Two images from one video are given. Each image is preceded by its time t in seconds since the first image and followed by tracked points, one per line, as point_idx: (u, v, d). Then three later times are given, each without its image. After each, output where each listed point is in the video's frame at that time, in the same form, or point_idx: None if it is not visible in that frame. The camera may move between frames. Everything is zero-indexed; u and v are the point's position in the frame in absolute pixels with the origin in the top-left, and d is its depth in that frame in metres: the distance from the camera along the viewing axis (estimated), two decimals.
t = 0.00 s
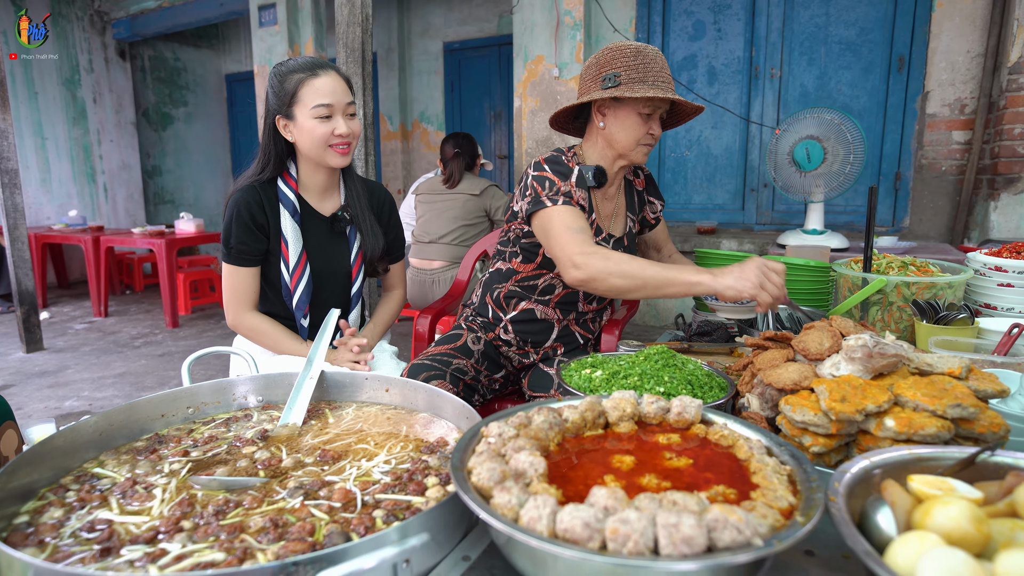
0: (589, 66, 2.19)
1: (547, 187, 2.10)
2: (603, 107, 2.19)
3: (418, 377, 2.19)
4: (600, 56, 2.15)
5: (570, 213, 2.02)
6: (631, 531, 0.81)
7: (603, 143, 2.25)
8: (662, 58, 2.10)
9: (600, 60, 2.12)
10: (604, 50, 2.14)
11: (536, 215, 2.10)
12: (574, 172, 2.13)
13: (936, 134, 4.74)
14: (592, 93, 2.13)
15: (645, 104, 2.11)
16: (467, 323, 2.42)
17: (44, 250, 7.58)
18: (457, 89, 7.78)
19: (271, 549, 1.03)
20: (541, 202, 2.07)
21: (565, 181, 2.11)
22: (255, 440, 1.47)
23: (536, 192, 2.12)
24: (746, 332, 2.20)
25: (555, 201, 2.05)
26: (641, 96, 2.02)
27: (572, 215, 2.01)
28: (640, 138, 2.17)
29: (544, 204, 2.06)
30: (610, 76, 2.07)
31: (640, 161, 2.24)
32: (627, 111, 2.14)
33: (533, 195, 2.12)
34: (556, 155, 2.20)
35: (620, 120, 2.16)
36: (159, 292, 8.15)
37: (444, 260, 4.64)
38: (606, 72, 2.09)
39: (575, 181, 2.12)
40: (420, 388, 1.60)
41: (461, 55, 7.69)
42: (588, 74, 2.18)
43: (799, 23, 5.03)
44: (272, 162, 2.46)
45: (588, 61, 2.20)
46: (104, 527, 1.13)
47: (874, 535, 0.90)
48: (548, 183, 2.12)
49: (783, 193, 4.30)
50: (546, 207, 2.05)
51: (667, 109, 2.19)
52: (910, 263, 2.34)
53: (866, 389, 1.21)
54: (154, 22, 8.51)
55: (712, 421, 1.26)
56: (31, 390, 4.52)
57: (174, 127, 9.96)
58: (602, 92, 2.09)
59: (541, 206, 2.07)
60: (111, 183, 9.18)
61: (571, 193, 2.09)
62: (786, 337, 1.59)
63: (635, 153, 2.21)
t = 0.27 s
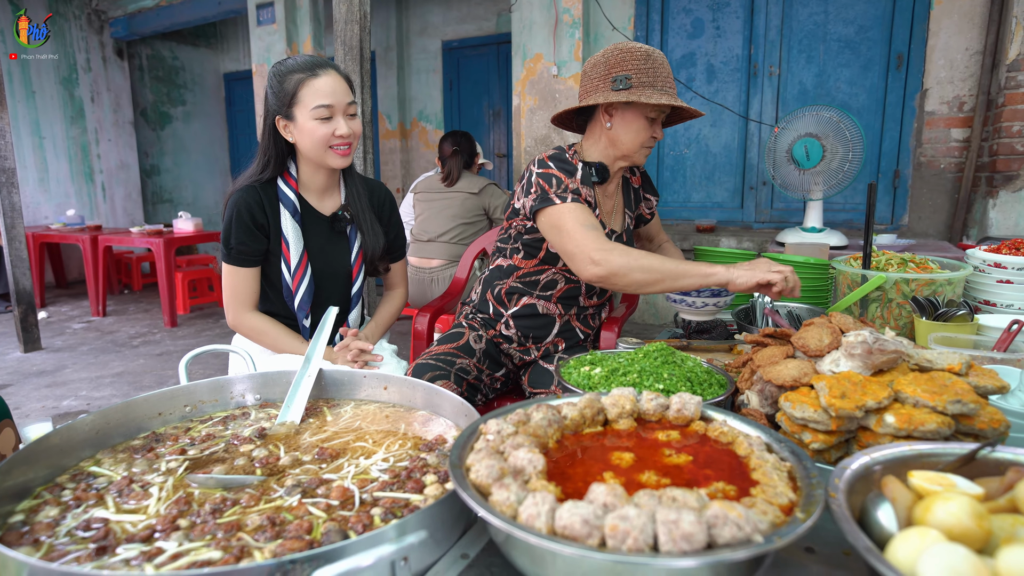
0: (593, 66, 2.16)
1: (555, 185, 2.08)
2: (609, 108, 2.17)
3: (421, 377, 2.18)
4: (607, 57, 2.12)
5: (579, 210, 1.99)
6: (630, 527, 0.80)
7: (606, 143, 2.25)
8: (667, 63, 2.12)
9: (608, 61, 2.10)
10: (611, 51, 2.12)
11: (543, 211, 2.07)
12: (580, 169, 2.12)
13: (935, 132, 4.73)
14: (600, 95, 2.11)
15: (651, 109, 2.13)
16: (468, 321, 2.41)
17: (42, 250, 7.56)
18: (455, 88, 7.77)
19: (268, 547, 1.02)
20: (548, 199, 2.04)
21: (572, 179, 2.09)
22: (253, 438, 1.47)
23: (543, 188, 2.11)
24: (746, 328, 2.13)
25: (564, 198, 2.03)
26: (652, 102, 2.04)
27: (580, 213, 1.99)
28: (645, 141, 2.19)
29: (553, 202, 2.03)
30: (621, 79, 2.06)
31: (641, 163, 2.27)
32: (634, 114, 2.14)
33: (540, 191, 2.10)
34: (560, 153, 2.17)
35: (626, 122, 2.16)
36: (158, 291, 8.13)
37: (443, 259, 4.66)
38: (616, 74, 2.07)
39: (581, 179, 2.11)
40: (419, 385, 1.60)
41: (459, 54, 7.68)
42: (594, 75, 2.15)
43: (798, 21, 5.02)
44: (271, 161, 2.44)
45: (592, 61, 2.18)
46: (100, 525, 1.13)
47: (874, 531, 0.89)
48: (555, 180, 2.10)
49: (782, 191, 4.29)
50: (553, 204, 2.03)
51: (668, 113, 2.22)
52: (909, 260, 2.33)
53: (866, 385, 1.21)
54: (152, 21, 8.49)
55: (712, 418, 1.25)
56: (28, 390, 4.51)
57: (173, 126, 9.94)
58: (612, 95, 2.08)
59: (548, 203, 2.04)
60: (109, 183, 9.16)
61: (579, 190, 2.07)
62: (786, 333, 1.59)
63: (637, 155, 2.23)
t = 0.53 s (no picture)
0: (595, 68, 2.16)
1: (572, 186, 2.07)
2: (611, 109, 2.16)
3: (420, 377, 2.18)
4: (608, 59, 2.12)
5: (601, 213, 2.02)
6: (629, 528, 0.80)
7: (606, 144, 2.24)
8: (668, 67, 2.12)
9: (610, 63, 2.10)
10: (613, 53, 2.12)
11: (560, 212, 2.07)
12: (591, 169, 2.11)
13: (933, 131, 4.73)
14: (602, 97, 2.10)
15: (652, 112, 2.13)
16: (468, 320, 2.41)
17: (40, 252, 7.54)
18: (454, 89, 7.77)
19: (264, 549, 1.01)
20: (566, 201, 2.05)
21: (587, 179, 2.09)
22: (250, 440, 1.46)
23: (558, 189, 2.09)
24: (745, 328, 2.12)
25: (584, 200, 2.04)
26: (654, 105, 2.04)
27: (601, 217, 2.02)
28: (645, 143, 2.20)
29: (572, 204, 2.04)
30: (624, 81, 2.06)
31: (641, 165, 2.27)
32: (635, 116, 2.14)
33: (557, 193, 2.09)
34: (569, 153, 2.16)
35: (627, 124, 2.16)
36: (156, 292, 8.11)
37: (441, 259, 4.65)
38: (618, 76, 2.07)
39: (595, 180, 2.11)
40: (417, 386, 1.59)
41: (458, 55, 7.67)
42: (595, 76, 2.14)
43: (796, 21, 5.02)
44: (271, 161, 2.43)
45: (593, 63, 2.17)
46: (95, 528, 1.12)
47: (874, 531, 0.89)
48: (571, 181, 2.09)
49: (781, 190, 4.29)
50: (572, 206, 2.04)
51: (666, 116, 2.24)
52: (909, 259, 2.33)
53: (866, 383, 1.20)
54: (150, 23, 8.48)
55: (712, 417, 1.25)
56: (26, 392, 4.49)
57: (171, 127, 9.93)
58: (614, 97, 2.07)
59: (568, 205, 2.04)
60: (107, 184, 9.15)
61: (596, 191, 2.08)
62: (784, 332, 1.58)
63: (637, 156, 2.23)
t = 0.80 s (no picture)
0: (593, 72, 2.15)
1: (574, 186, 2.06)
2: (610, 112, 2.16)
3: (418, 378, 2.17)
4: (607, 63, 2.12)
5: (601, 214, 2.02)
6: (625, 527, 0.79)
7: (603, 146, 2.23)
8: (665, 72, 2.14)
9: (609, 67, 2.09)
10: (611, 57, 2.11)
11: (560, 211, 2.06)
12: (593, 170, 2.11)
13: (928, 131, 4.75)
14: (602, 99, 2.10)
15: (650, 115, 2.14)
16: (466, 319, 2.40)
17: (35, 255, 7.51)
18: (451, 90, 7.76)
19: (258, 552, 1.00)
20: (567, 200, 2.04)
21: (589, 179, 2.08)
22: (245, 442, 1.45)
23: (560, 189, 2.08)
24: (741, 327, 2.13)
25: (585, 200, 2.04)
26: (654, 109, 2.05)
27: (602, 217, 2.01)
28: (642, 146, 2.20)
29: (574, 204, 2.03)
30: (624, 85, 2.05)
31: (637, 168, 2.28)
32: (634, 119, 2.14)
33: (558, 192, 2.08)
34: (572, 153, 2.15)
35: (626, 127, 2.16)
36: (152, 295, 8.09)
37: (438, 261, 4.65)
38: (618, 80, 2.07)
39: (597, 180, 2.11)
40: (413, 388, 1.58)
41: (455, 56, 7.67)
42: (594, 79, 2.14)
43: (791, 21, 5.03)
44: (268, 163, 2.41)
45: (591, 66, 2.16)
46: (87, 532, 1.11)
47: (871, 530, 0.88)
48: (573, 181, 2.08)
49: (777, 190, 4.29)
50: (574, 206, 2.04)
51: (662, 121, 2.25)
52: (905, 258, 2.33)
53: (863, 382, 1.20)
54: (145, 25, 8.46)
55: (708, 416, 1.24)
56: (20, 396, 4.47)
57: (167, 130, 9.91)
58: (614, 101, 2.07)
59: (569, 204, 2.04)
60: (103, 187, 9.12)
61: (597, 192, 2.08)
62: (781, 331, 1.58)
63: (633, 159, 2.24)
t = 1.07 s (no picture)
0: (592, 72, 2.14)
1: (572, 184, 2.06)
2: (609, 111, 2.15)
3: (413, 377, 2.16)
4: (606, 63, 2.11)
5: (598, 212, 2.01)
6: (621, 526, 0.78)
7: (601, 145, 2.23)
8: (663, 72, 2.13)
9: (608, 67, 2.09)
10: (610, 57, 2.11)
11: (558, 209, 2.06)
12: (591, 168, 2.10)
13: (925, 129, 4.75)
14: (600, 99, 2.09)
15: (648, 115, 2.13)
16: (463, 317, 2.39)
17: (31, 256, 7.48)
18: (448, 91, 7.75)
19: (251, 553, 0.99)
20: (565, 198, 2.04)
21: (587, 178, 2.08)
22: (239, 442, 1.44)
23: (558, 187, 2.08)
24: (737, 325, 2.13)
25: (582, 198, 2.03)
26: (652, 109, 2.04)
27: (599, 215, 2.01)
28: (640, 146, 2.20)
29: (572, 202, 2.03)
30: (623, 84, 2.05)
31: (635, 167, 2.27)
32: (632, 119, 2.13)
33: (556, 190, 2.07)
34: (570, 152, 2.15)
35: (624, 126, 2.15)
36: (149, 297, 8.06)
37: (435, 261, 4.64)
38: (616, 80, 2.06)
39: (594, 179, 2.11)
40: (408, 387, 1.57)
41: (451, 56, 7.67)
42: (593, 79, 2.13)
43: (788, 20, 5.03)
44: (267, 162, 2.40)
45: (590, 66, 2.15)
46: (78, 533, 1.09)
47: (869, 528, 0.88)
48: (570, 180, 2.08)
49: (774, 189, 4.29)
50: (571, 204, 2.03)
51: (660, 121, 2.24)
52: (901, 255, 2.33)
53: (860, 379, 1.19)
54: (141, 25, 8.44)
55: (706, 414, 1.24)
56: (15, 398, 4.45)
57: (163, 131, 9.88)
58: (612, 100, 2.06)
59: (567, 202, 2.03)
60: (99, 188, 9.09)
61: (595, 190, 2.07)
62: (779, 330, 1.58)
63: (631, 159, 2.23)
